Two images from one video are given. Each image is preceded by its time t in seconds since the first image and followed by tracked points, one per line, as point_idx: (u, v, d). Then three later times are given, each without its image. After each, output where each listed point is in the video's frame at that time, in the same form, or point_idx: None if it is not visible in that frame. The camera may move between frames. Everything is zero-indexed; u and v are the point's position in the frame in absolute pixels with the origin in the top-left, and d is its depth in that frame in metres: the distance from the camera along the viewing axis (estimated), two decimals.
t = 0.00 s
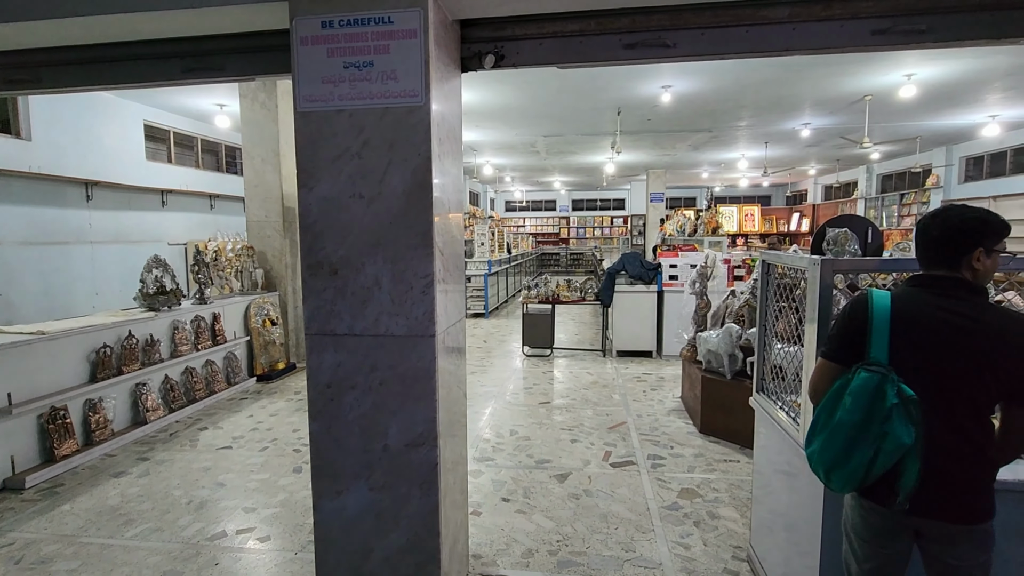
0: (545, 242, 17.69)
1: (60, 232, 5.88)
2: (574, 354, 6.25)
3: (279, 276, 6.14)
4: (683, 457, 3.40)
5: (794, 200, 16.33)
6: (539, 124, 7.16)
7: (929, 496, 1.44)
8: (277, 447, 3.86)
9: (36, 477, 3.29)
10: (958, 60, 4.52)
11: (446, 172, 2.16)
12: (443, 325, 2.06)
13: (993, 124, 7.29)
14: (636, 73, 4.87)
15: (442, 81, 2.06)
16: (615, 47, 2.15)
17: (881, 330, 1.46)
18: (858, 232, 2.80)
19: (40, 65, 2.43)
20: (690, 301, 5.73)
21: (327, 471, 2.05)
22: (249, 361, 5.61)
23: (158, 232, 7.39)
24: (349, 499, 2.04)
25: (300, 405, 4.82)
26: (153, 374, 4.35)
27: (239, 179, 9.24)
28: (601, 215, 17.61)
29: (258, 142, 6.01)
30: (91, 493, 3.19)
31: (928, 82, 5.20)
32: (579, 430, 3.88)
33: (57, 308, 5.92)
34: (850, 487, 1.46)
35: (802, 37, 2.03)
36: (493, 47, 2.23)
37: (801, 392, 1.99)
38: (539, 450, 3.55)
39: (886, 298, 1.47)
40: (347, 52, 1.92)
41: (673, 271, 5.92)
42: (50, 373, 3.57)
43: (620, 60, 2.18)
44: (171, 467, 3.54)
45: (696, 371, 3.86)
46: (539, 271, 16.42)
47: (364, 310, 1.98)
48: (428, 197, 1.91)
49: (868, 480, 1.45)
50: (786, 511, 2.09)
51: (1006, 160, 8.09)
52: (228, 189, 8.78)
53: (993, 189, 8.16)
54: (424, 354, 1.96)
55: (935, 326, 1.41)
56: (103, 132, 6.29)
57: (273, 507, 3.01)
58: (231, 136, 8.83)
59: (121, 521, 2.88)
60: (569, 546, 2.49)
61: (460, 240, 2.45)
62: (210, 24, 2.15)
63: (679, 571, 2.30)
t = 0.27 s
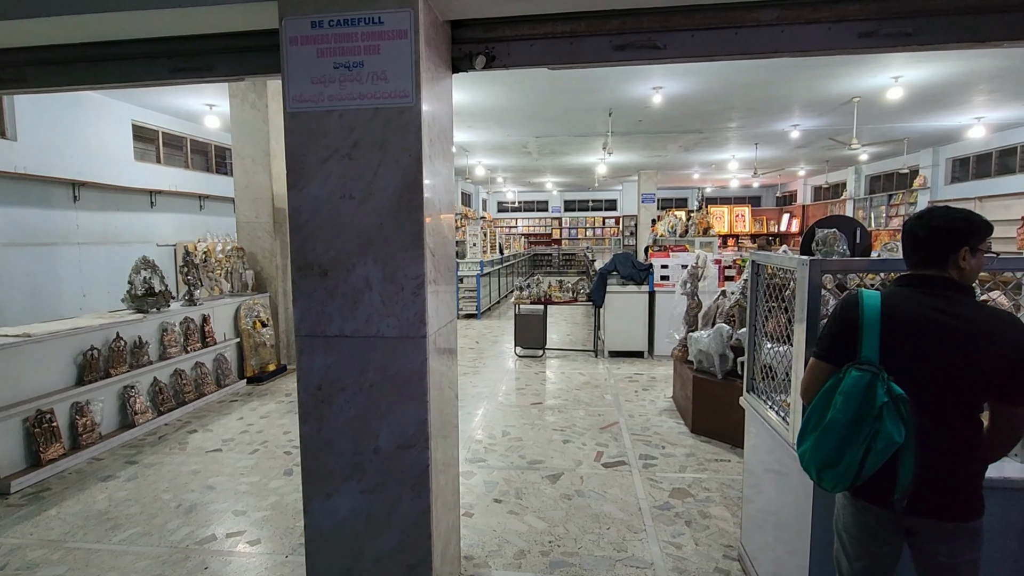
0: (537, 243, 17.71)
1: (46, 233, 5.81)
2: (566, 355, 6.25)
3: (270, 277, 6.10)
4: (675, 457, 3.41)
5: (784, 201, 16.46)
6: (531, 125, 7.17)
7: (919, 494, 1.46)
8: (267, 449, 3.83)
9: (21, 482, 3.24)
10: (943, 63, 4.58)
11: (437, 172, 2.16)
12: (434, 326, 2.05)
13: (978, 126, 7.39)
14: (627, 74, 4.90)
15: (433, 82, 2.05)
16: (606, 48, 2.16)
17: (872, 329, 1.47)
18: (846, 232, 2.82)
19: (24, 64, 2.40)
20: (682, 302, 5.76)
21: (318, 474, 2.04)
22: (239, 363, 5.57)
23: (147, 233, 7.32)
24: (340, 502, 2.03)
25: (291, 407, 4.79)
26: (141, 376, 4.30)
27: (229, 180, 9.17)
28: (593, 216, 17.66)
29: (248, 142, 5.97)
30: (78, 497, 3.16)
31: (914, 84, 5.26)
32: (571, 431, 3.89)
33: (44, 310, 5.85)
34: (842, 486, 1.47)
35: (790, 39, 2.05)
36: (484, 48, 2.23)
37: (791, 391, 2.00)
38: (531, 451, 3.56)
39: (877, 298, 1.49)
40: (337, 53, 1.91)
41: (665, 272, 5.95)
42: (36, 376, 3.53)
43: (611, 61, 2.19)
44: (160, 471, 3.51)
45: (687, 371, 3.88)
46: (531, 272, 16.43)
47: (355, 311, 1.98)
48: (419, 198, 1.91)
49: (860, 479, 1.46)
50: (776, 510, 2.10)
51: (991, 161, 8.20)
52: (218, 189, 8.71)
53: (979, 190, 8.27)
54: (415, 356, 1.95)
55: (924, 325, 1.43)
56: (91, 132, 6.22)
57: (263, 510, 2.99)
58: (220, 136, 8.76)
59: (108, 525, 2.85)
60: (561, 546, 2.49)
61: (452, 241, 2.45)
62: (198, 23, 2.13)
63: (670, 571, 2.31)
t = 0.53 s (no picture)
0: (529, 244, 17.72)
1: (32, 234, 5.73)
2: (558, 355, 6.26)
3: (260, 278, 6.06)
4: (666, 456, 3.43)
5: (774, 202, 16.60)
6: (522, 126, 7.18)
7: (908, 491, 1.47)
8: (258, 452, 3.81)
9: (6, 486, 3.20)
10: (929, 66, 4.64)
11: (428, 173, 2.15)
12: (425, 327, 2.05)
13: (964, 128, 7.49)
14: (618, 76, 4.92)
15: (423, 82, 2.05)
16: (596, 49, 2.17)
17: (860, 328, 1.49)
18: (835, 232, 2.85)
19: (9, 63, 2.37)
20: (673, 302, 5.79)
21: (308, 476, 2.02)
22: (229, 365, 5.52)
23: (135, 234, 7.24)
24: (330, 504, 2.02)
25: (282, 409, 4.76)
26: (129, 379, 4.26)
27: (219, 180, 9.10)
28: (585, 217, 17.71)
29: (238, 142, 5.93)
30: (64, 502, 3.12)
31: (901, 87, 5.33)
32: (563, 431, 3.89)
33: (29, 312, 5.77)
34: (832, 483, 1.48)
35: (778, 41, 2.06)
36: (475, 49, 2.23)
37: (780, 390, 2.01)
38: (523, 451, 3.56)
39: (865, 297, 1.50)
40: (326, 53, 1.90)
41: (656, 272, 5.97)
42: (21, 379, 3.48)
43: (601, 63, 2.20)
44: (148, 474, 3.47)
45: (678, 371, 3.89)
46: (523, 272, 16.44)
47: (345, 312, 1.97)
48: (410, 199, 1.90)
49: (849, 476, 1.47)
50: (766, 509, 2.12)
51: (977, 163, 8.31)
52: (207, 190, 8.64)
53: (965, 191, 8.37)
54: (406, 357, 1.95)
55: (912, 323, 1.45)
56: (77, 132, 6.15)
57: (253, 513, 2.96)
58: (210, 137, 8.70)
59: (95, 530, 2.81)
60: (553, 547, 2.49)
61: (443, 241, 2.44)
62: (186, 22, 2.11)
63: (661, 570, 2.32)
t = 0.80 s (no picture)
0: (521, 244, 17.73)
1: (16, 235, 5.65)
2: (550, 356, 6.26)
3: (250, 279, 6.02)
4: (657, 456, 3.44)
5: (764, 203, 16.73)
6: (514, 127, 7.19)
7: (894, 488, 1.49)
8: (247, 455, 3.77)
9: None
10: (915, 68, 4.70)
11: (418, 173, 2.15)
12: (415, 329, 2.04)
13: (949, 130, 7.59)
14: (609, 77, 4.93)
15: (412, 82, 2.04)
16: (586, 51, 2.18)
17: (847, 327, 1.50)
18: (823, 233, 2.87)
19: None
20: (663, 302, 5.81)
21: (297, 478, 2.01)
22: (218, 367, 5.47)
23: (122, 235, 7.16)
24: (320, 507, 2.01)
25: (271, 411, 4.73)
26: (116, 382, 4.20)
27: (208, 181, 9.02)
28: (577, 217, 17.74)
29: (227, 142, 5.89)
30: (49, 506, 3.07)
31: (888, 89, 5.39)
32: (554, 432, 3.90)
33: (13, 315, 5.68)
34: (819, 481, 1.49)
35: (766, 43, 2.08)
36: (464, 50, 2.23)
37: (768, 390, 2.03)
38: (514, 452, 3.55)
39: (852, 296, 1.52)
40: (315, 53, 1.90)
41: (647, 273, 5.99)
42: (5, 382, 3.43)
43: (591, 64, 2.20)
44: (135, 478, 3.43)
45: (669, 371, 3.91)
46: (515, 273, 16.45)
47: (334, 314, 1.96)
48: (399, 199, 1.89)
49: (837, 474, 1.48)
50: (755, 507, 2.13)
51: (961, 165, 8.42)
52: (196, 190, 8.57)
53: (951, 192, 8.49)
54: (396, 358, 1.94)
55: (897, 322, 1.46)
56: (63, 132, 6.07)
57: (242, 516, 2.94)
58: (199, 137, 8.63)
59: (81, 535, 2.77)
60: (544, 548, 2.49)
61: (433, 242, 2.44)
62: (172, 21, 2.09)
63: (652, 570, 2.32)
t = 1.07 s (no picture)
0: (513, 245, 17.74)
1: None
2: (541, 356, 6.27)
3: (238, 280, 5.97)
4: (647, 455, 3.45)
5: (753, 204, 16.87)
6: (505, 128, 7.19)
7: (880, 485, 1.50)
8: (236, 457, 3.74)
9: None
10: (901, 71, 4.77)
11: (408, 173, 2.14)
12: (404, 330, 2.04)
13: (934, 132, 7.70)
14: (599, 78, 4.95)
15: (402, 82, 2.04)
16: (576, 52, 2.18)
17: (832, 326, 1.52)
18: (811, 234, 2.90)
19: None
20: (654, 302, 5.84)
21: (286, 480, 2.00)
22: (207, 369, 5.42)
23: (109, 236, 7.07)
24: (308, 509, 2.00)
25: (261, 413, 4.69)
26: (102, 384, 4.15)
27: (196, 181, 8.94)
28: (568, 218, 17.78)
29: (216, 142, 5.84)
30: (33, 511, 3.03)
31: (875, 91, 5.46)
32: (545, 432, 3.90)
33: None
34: (806, 479, 1.51)
35: (754, 45, 2.10)
36: (454, 50, 2.22)
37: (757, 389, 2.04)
38: (505, 453, 3.55)
39: (838, 297, 1.54)
40: (304, 52, 1.89)
41: (638, 273, 6.02)
42: None
43: (581, 64, 2.21)
44: (122, 481, 3.39)
45: (659, 371, 3.93)
46: (507, 274, 16.46)
47: (323, 314, 1.95)
48: (388, 199, 1.89)
49: (823, 472, 1.49)
50: (743, 505, 2.15)
51: (946, 166, 8.53)
52: (184, 190, 8.49)
53: (936, 193, 8.60)
54: (385, 359, 1.93)
55: (882, 321, 1.48)
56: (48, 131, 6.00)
57: (231, 519, 2.91)
58: (187, 136, 8.55)
59: (66, 539, 2.74)
60: (535, 548, 2.50)
61: (423, 243, 2.43)
62: (159, 19, 2.07)
63: (642, 569, 2.33)
